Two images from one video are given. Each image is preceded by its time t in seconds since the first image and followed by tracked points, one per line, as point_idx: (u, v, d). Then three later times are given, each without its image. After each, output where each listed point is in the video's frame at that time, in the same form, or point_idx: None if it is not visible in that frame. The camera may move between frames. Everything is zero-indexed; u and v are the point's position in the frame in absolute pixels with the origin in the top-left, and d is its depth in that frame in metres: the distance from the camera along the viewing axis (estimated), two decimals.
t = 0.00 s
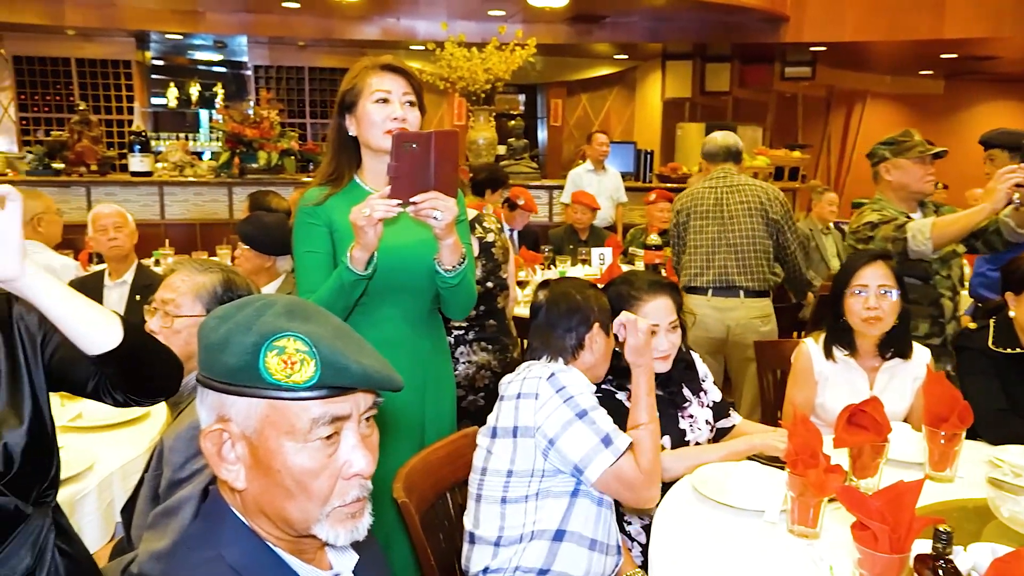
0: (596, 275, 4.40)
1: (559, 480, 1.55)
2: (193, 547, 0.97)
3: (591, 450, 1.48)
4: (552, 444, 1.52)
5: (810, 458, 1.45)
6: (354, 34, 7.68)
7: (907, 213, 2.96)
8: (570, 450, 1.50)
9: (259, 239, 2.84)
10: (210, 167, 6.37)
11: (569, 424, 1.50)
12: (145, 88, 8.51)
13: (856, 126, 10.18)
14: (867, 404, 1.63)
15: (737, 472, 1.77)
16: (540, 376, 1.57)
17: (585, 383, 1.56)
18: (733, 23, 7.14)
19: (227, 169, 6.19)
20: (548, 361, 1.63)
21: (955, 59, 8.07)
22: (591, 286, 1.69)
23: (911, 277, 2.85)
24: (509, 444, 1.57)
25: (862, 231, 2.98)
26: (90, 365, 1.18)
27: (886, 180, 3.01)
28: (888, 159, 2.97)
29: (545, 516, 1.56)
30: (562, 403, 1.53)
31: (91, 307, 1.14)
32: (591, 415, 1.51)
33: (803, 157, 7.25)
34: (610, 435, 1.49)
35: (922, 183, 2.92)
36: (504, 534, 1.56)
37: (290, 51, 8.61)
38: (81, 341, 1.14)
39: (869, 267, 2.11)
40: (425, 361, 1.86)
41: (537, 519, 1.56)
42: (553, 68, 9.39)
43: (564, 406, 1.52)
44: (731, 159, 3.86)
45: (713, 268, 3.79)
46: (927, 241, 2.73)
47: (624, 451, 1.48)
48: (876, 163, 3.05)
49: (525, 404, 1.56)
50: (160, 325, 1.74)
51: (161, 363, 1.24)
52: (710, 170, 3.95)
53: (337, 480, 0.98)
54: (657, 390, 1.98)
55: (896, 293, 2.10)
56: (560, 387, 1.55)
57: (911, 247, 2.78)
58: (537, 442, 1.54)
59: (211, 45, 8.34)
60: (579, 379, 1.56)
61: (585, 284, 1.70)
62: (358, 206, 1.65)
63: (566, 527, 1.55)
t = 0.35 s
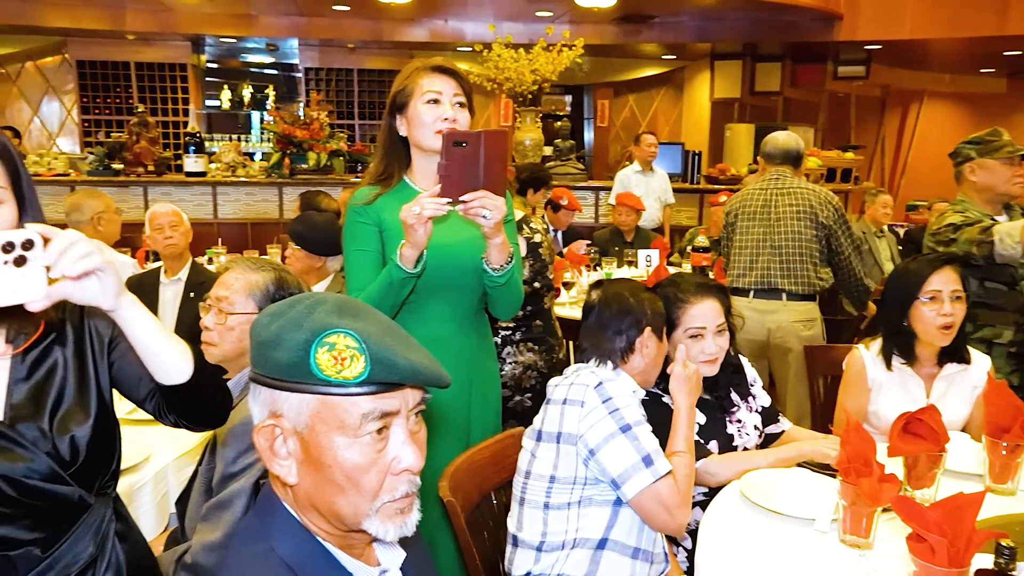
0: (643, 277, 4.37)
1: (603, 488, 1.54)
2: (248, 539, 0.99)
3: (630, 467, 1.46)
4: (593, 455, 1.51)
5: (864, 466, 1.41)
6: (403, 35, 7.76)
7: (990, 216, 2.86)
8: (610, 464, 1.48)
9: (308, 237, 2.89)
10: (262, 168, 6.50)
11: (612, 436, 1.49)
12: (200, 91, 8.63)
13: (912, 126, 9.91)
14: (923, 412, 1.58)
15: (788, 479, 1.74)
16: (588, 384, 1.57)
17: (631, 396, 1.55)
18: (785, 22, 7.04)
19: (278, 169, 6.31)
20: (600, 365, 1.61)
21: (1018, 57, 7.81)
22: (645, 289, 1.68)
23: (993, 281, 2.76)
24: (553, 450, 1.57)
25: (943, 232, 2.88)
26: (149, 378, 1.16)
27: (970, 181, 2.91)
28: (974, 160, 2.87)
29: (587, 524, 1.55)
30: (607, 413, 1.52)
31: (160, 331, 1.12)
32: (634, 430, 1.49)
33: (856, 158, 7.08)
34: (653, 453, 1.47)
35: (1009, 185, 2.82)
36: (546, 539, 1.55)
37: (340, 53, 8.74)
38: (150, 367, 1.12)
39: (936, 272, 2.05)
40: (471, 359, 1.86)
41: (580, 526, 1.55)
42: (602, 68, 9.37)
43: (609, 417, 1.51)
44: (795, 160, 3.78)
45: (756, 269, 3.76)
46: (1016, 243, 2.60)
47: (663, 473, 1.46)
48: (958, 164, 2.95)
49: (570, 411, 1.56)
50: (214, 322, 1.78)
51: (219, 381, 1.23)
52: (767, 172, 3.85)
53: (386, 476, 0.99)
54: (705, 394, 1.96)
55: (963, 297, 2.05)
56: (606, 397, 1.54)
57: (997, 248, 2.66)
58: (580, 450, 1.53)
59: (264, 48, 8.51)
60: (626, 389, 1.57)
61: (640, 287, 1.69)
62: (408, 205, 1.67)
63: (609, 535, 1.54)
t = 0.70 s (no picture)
0: (693, 279, 4.31)
1: (648, 495, 1.53)
2: (303, 535, 1.01)
3: (681, 474, 1.44)
4: (640, 462, 1.49)
5: (925, 478, 1.36)
6: (454, 37, 7.81)
7: None
8: (659, 471, 1.46)
9: (359, 238, 2.93)
10: (315, 168, 6.62)
11: (660, 445, 1.47)
12: (256, 93, 8.93)
13: (976, 127, 9.58)
14: (988, 422, 1.52)
15: (841, 488, 1.70)
16: (632, 391, 1.54)
17: (678, 403, 1.52)
18: (842, 20, 6.88)
19: (330, 169, 6.41)
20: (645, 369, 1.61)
21: None
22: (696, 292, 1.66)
23: None
24: (598, 456, 1.55)
25: None
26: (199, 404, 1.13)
27: None
28: None
29: (633, 531, 1.54)
30: (653, 421, 1.49)
31: (221, 376, 1.10)
32: (683, 437, 1.47)
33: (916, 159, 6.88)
34: (701, 460, 1.45)
35: None
36: (591, 545, 1.55)
37: (392, 55, 8.85)
38: (201, 399, 1.10)
39: (1005, 279, 1.97)
40: (519, 360, 1.86)
41: (624, 533, 1.54)
42: (652, 69, 9.29)
43: (656, 424, 1.49)
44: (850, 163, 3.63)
45: (809, 272, 3.69)
46: None
47: (714, 480, 1.44)
48: None
49: (614, 418, 1.54)
50: (269, 319, 1.82)
51: (256, 427, 1.20)
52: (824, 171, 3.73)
53: (439, 476, 1.00)
54: (758, 401, 1.92)
55: None
56: (652, 405, 1.52)
57: None
58: (625, 458, 1.52)
59: (317, 51, 8.65)
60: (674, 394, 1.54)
61: (691, 289, 1.67)
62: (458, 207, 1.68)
63: (654, 543, 1.52)
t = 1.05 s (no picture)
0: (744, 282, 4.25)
1: (682, 512, 1.50)
2: (353, 531, 1.02)
3: (711, 497, 1.41)
4: (672, 480, 1.46)
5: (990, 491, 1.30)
6: (503, 37, 7.82)
7: None
8: (690, 492, 1.43)
9: (408, 238, 2.95)
10: (365, 168, 6.72)
11: (691, 465, 1.44)
12: (308, 95, 9.08)
13: None
14: None
15: (897, 498, 1.65)
16: (668, 406, 1.50)
17: (714, 420, 1.48)
18: (901, 16, 6.71)
19: (380, 170, 6.50)
20: (688, 377, 1.61)
21: None
22: (748, 299, 1.62)
23: None
24: (633, 469, 1.53)
25: None
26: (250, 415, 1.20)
27: None
28: None
29: (669, 548, 1.50)
30: (686, 439, 1.46)
31: (273, 406, 1.17)
32: (716, 458, 1.43)
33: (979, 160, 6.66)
34: (735, 482, 1.41)
35: None
36: (627, 558, 1.54)
37: (441, 56, 8.91)
38: (250, 414, 1.16)
39: None
40: (566, 360, 1.86)
41: (661, 549, 1.51)
42: (703, 68, 9.18)
43: (689, 443, 1.45)
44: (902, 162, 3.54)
45: (869, 279, 3.57)
46: None
47: (747, 505, 1.40)
48: None
49: (649, 432, 1.51)
50: (321, 317, 1.85)
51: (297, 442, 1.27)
52: (876, 172, 3.64)
53: (490, 476, 1.00)
54: (813, 412, 1.88)
55: None
56: (687, 422, 1.48)
57: None
58: (658, 475, 1.49)
59: (368, 52, 8.76)
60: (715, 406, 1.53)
61: (742, 296, 1.63)
62: (506, 208, 1.67)
63: (694, 560, 1.49)
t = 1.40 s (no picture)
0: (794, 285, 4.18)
1: (733, 522, 1.47)
2: (402, 529, 1.03)
3: (763, 509, 1.39)
4: (722, 490, 1.44)
5: None
6: (551, 38, 7.82)
7: None
8: (741, 503, 1.41)
9: (455, 239, 2.97)
10: (412, 168, 6.79)
11: (743, 476, 1.41)
12: (357, 95, 9.17)
13: None
14: None
15: (955, 509, 1.60)
16: (719, 415, 1.48)
17: (766, 430, 1.45)
18: (962, 12, 6.52)
19: (427, 170, 6.56)
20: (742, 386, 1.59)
21: None
22: (803, 307, 1.59)
23: None
24: (682, 477, 1.51)
25: None
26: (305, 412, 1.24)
27: None
28: None
29: (718, 557, 1.49)
30: (738, 450, 1.44)
31: (333, 418, 1.22)
32: (770, 470, 1.40)
33: None
34: (788, 495, 1.38)
35: None
36: (674, 565, 1.52)
37: (489, 57, 8.95)
38: (310, 420, 1.22)
39: None
40: (612, 363, 1.85)
41: (709, 558, 1.49)
42: (753, 67, 9.06)
43: (741, 454, 1.43)
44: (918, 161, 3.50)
45: (896, 275, 3.45)
46: None
47: (800, 518, 1.38)
48: None
49: (699, 441, 1.49)
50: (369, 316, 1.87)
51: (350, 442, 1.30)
52: (891, 170, 3.58)
53: (538, 476, 1.00)
54: (864, 417, 1.81)
55: None
56: (740, 431, 1.45)
57: None
58: (708, 484, 1.47)
59: (416, 53, 8.83)
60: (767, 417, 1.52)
61: (797, 303, 1.60)
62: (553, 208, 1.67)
63: (744, 570, 1.48)
